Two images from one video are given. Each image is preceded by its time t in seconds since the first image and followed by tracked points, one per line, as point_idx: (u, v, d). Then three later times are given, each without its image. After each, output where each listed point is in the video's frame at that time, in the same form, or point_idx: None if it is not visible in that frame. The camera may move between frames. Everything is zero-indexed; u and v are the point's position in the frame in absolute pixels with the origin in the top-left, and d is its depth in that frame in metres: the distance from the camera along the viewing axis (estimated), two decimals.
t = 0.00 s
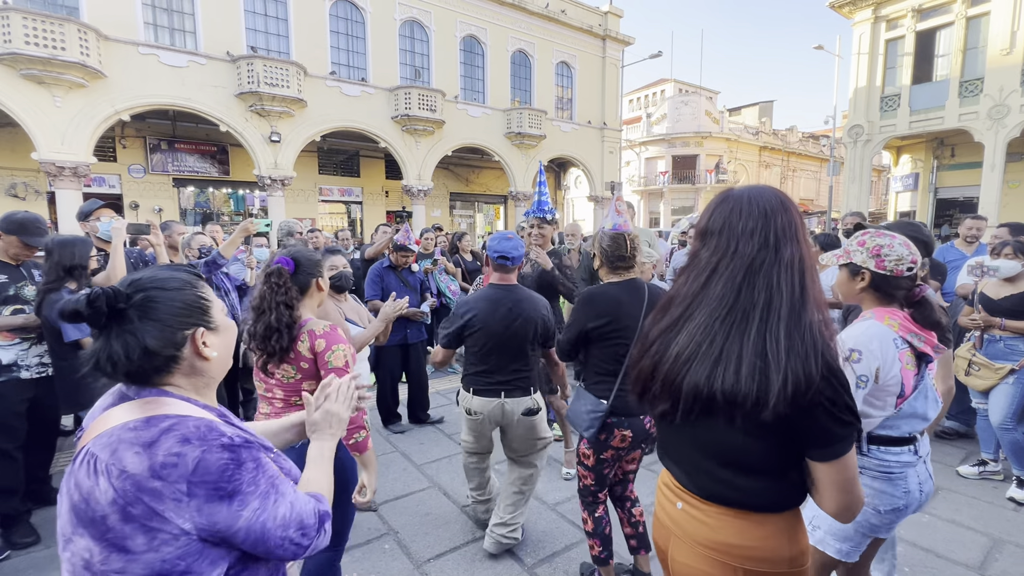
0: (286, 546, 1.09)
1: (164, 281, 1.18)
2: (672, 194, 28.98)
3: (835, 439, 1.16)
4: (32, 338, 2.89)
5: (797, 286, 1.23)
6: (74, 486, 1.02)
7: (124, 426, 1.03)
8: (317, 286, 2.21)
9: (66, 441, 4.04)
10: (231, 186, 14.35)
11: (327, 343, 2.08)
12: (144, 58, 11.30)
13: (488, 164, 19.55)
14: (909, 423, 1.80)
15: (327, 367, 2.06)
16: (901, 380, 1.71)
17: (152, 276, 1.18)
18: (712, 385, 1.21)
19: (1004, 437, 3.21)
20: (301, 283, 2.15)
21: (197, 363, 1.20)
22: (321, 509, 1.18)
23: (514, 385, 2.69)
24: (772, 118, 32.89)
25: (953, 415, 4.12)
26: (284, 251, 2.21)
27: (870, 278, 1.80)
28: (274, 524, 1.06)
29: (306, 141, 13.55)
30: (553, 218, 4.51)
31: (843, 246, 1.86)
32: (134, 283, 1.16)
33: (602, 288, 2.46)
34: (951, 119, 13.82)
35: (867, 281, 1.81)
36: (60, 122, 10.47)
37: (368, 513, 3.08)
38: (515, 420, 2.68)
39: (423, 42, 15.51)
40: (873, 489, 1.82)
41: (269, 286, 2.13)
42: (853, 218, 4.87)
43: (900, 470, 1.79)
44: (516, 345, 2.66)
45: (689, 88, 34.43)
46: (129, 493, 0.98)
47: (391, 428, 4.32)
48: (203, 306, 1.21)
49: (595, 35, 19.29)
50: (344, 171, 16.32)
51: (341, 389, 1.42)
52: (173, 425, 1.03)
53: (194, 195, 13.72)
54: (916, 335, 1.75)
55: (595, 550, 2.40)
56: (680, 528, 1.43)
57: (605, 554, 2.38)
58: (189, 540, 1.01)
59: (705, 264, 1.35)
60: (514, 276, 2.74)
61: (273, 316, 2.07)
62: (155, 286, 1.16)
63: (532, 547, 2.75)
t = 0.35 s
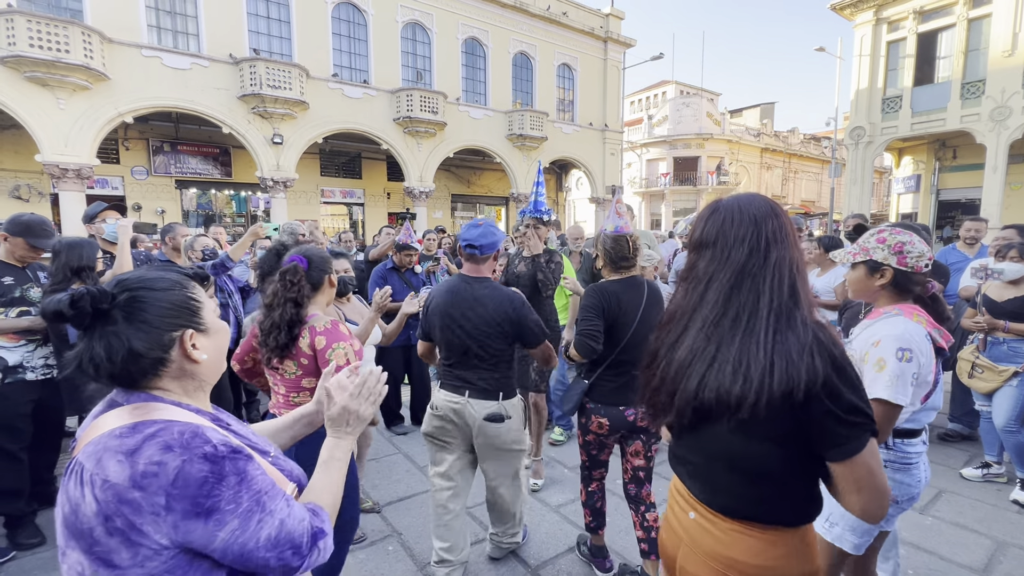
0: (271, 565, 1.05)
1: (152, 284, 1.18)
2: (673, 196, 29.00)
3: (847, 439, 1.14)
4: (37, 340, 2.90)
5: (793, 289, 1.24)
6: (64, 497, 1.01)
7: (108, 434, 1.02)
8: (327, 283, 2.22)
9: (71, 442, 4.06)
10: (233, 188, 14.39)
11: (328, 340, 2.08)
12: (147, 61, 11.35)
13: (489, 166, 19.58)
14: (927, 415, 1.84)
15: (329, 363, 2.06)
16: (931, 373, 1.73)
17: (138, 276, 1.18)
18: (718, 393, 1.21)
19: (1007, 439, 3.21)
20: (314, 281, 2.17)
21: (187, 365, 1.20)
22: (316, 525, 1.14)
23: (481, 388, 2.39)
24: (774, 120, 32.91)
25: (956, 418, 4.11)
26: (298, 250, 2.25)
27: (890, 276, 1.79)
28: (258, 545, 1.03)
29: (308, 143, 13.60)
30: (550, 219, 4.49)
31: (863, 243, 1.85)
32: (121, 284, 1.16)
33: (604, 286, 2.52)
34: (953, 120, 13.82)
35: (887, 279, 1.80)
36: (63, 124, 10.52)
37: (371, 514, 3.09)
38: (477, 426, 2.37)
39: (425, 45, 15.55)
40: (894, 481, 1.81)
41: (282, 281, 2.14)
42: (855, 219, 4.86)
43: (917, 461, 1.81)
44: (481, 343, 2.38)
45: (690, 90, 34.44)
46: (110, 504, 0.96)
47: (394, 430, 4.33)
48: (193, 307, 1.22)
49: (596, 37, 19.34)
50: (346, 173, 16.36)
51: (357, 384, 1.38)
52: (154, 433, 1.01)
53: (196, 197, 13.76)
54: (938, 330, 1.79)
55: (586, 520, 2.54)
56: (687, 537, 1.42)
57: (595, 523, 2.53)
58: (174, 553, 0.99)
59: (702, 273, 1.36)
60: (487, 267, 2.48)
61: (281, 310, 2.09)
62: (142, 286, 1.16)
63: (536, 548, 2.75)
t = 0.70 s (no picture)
0: (310, 571, 1.05)
1: (207, 299, 1.20)
2: (674, 197, 29.00)
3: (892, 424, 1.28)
4: (39, 343, 2.92)
5: (839, 293, 1.28)
6: (122, 497, 1.04)
7: (162, 438, 1.04)
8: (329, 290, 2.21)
9: (74, 444, 4.07)
10: (234, 190, 14.43)
11: (342, 343, 2.13)
12: (149, 64, 11.38)
13: (490, 167, 19.60)
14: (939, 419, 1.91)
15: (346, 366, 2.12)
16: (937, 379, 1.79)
17: (193, 290, 1.20)
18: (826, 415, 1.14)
19: (1010, 441, 3.20)
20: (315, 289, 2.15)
21: (237, 376, 1.22)
22: (354, 534, 1.17)
23: (472, 401, 2.29)
24: (775, 122, 32.94)
25: (958, 419, 4.10)
26: (299, 253, 2.27)
27: (900, 278, 1.79)
28: (299, 554, 1.03)
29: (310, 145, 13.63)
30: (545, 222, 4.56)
31: (872, 244, 1.81)
32: (180, 298, 1.18)
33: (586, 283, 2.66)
34: (954, 121, 13.81)
35: (896, 281, 1.80)
36: (66, 127, 10.56)
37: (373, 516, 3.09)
38: (469, 444, 2.27)
39: (426, 47, 15.58)
40: (924, 489, 1.84)
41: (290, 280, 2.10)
42: (857, 221, 4.86)
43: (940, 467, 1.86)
44: (470, 351, 2.27)
45: (691, 91, 34.48)
46: (167, 506, 0.99)
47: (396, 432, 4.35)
48: (245, 320, 1.24)
49: (597, 39, 19.36)
50: (347, 175, 16.38)
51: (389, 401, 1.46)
52: (207, 439, 1.04)
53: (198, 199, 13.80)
54: (936, 331, 1.83)
55: (589, 522, 2.53)
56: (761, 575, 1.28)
57: (597, 524, 2.52)
58: (224, 555, 1.00)
59: (757, 286, 1.26)
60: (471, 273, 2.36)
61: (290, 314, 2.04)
62: (196, 300, 1.19)
63: (537, 552, 2.75)
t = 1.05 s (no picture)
0: (357, 536, 1.13)
1: (253, 293, 1.23)
2: (674, 198, 28.99)
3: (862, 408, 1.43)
4: (36, 344, 2.91)
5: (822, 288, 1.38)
6: (175, 477, 1.08)
7: (215, 422, 1.09)
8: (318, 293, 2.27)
9: (73, 445, 4.06)
10: (234, 191, 14.43)
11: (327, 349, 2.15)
12: (149, 65, 11.39)
13: (490, 168, 19.59)
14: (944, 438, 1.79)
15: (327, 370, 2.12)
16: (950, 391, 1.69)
17: (236, 287, 1.23)
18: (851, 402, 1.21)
19: (1010, 442, 3.19)
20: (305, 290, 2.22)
21: (275, 367, 1.24)
22: (388, 498, 1.23)
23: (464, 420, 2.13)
24: (774, 122, 32.96)
25: (959, 420, 4.09)
26: (296, 255, 2.35)
27: (916, 284, 1.78)
28: (345, 517, 1.11)
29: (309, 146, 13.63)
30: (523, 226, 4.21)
31: (887, 247, 1.79)
32: (228, 292, 1.21)
33: (571, 280, 3.00)
34: (954, 122, 13.82)
35: (912, 287, 1.78)
36: (65, 128, 10.56)
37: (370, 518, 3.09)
38: (458, 466, 2.11)
39: (426, 48, 15.58)
40: (922, 515, 1.72)
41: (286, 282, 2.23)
42: (857, 221, 4.85)
43: (940, 490, 1.75)
44: (457, 364, 2.10)
45: (690, 92, 34.49)
46: (226, 483, 1.04)
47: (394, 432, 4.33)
48: (284, 314, 1.26)
49: (596, 40, 19.38)
50: (347, 175, 16.38)
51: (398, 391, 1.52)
52: (259, 422, 1.09)
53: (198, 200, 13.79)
54: (945, 342, 1.74)
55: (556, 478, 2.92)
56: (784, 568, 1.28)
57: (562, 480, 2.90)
58: (278, 526, 1.07)
59: (780, 279, 1.27)
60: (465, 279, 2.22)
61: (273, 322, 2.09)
62: (241, 295, 1.21)
63: (535, 553, 2.74)
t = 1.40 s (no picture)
0: (380, 512, 1.17)
1: (270, 277, 1.24)
2: (673, 197, 28.98)
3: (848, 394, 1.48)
4: (32, 342, 2.88)
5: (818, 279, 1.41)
6: (203, 457, 1.07)
7: (242, 400, 1.10)
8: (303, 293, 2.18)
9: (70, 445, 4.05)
10: (232, 191, 14.40)
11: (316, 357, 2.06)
12: (147, 64, 11.36)
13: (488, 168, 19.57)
14: (941, 427, 1.79)
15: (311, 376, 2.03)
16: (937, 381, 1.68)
17: (252, 270, 1.23)
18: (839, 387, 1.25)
19: (1007, 438, 3.19)
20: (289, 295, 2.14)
21: (290, 351, 1.25)
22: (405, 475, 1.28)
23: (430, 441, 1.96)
24: (773, 121, 32.97)
25: (956, 417, 4.09)
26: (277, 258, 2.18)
27: (912, 273, 1.79)
28: (372, 491, 1.15)
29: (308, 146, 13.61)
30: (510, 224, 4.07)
31: (880, 238, 1.79)
32: (245, 274, 1.22)
33: (549, 275, 3.18)
34: (952, 120, 13.82)
35: (908, 276, 1.79)
36: (63, 127, 10.54)
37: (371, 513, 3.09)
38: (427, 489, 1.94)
39: (424, 47, 15.56)
40: (917, 503, 1.75)
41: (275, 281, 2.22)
42: (855, 219, 4.86)
43: (935, 479, 1.77)
44: (417, 376, 1.91)
45: (689, 91, 34.48)
46: (261, 455, 1.06)
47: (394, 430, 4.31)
48: (301, 300, 1.27)
49: (594, 39, 19.37)
50: (346, 175, 16.35)
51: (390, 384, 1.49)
52: (287, 397, 1.12)
53: (196, 200, 13.77)
54: (937, 331, 1.73)
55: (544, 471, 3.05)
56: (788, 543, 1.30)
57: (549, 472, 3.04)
58: (312, 497, 1.10)
59: (781, 267, 1.29)
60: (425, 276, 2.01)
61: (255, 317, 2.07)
62: (257, 279, 1.22)
63: (533, 550, 2.74)
